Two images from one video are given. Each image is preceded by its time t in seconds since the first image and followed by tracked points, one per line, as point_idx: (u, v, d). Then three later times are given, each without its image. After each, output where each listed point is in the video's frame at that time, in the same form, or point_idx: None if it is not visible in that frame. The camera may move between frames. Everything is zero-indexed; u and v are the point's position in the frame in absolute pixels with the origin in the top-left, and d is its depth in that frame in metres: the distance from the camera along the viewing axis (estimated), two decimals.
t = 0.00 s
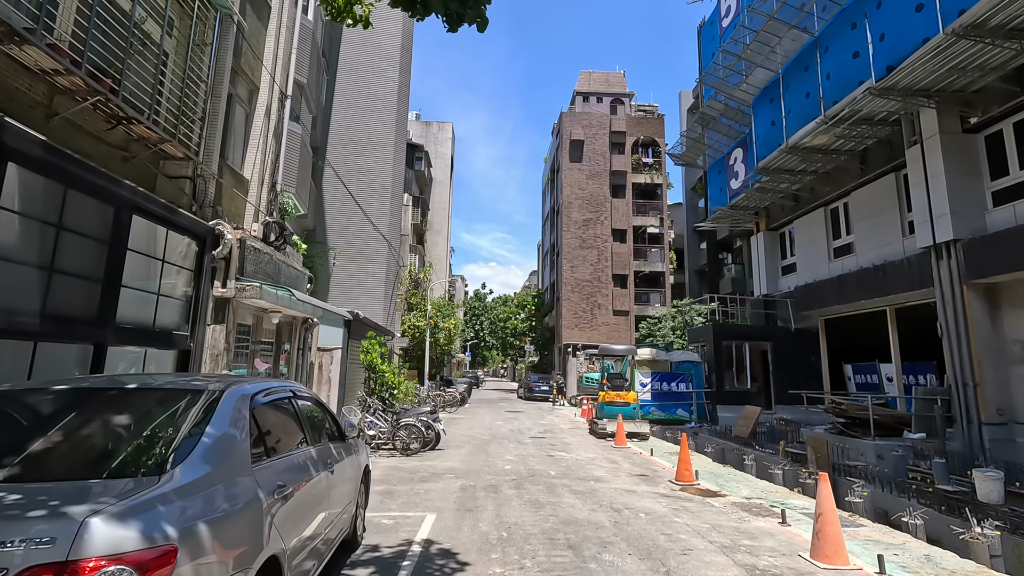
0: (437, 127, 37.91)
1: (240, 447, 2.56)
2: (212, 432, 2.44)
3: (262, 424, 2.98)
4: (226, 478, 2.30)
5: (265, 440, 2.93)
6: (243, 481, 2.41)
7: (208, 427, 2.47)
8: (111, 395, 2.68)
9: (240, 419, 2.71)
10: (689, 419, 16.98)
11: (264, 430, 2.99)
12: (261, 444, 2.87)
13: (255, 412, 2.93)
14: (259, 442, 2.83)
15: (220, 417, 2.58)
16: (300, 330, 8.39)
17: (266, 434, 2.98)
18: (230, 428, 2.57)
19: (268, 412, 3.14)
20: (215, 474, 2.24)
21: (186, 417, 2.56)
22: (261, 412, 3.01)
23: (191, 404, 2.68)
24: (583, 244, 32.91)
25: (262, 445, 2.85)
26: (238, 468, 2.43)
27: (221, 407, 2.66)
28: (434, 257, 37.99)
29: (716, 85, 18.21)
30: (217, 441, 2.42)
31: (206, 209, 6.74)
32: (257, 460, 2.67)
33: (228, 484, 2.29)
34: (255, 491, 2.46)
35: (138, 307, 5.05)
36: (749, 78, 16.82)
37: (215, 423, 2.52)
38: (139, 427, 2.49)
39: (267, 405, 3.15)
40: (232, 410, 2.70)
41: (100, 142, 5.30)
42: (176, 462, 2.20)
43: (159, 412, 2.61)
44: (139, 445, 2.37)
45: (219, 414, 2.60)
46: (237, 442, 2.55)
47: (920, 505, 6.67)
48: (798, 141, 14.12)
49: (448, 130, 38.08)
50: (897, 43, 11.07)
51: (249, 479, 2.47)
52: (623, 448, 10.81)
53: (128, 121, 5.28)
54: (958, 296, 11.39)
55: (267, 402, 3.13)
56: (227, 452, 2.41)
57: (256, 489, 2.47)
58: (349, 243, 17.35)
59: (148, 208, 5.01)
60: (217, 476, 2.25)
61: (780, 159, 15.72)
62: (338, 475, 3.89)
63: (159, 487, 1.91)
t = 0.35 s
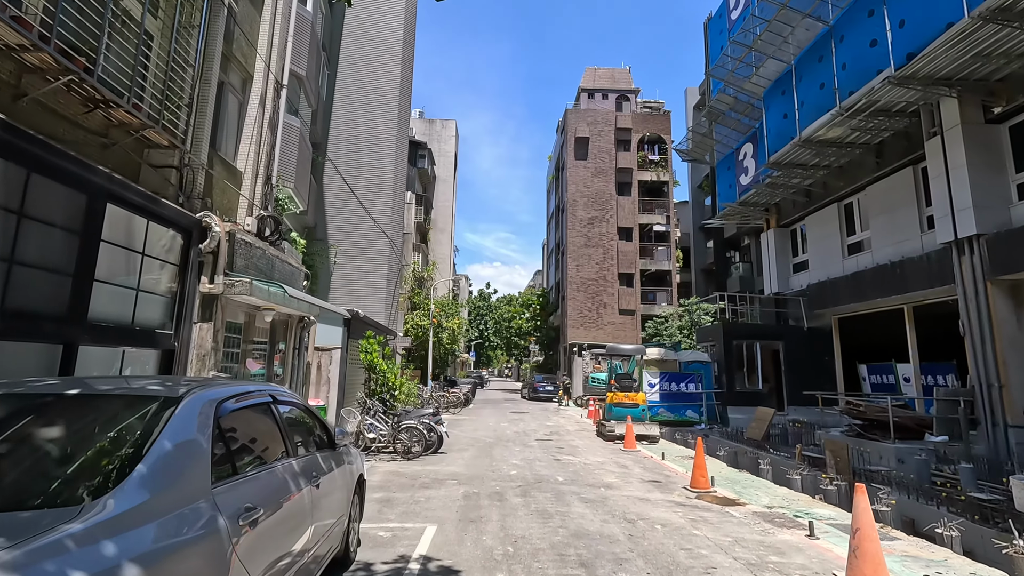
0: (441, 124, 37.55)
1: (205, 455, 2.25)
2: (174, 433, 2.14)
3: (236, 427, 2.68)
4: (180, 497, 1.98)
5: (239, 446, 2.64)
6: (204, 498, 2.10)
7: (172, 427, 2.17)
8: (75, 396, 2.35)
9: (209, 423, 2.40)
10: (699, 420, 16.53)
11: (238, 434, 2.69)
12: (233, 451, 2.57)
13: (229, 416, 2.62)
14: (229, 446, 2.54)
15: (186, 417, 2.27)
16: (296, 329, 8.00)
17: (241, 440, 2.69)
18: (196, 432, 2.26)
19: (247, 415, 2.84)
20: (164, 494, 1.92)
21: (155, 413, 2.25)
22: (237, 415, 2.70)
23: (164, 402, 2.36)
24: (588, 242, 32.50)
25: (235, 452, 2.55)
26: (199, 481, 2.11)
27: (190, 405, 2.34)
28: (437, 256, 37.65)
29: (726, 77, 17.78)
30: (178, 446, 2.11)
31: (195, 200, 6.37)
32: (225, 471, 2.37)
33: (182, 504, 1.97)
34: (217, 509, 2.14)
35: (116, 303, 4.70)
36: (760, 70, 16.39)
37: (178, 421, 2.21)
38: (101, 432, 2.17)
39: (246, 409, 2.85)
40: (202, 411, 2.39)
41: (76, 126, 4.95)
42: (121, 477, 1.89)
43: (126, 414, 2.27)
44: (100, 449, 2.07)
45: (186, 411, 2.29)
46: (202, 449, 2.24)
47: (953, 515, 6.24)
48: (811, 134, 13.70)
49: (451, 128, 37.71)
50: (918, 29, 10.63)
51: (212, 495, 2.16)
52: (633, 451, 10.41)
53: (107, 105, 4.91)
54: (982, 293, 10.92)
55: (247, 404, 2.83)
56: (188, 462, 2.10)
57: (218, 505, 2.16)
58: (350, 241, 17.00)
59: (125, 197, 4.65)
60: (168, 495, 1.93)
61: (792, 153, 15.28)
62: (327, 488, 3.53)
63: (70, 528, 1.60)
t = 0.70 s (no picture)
0: (447, 121, 37.25)
1: (160, 464, 1.97)
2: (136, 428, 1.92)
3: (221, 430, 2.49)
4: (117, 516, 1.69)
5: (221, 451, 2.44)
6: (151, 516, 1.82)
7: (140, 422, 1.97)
8: (32, 392, 2.06)
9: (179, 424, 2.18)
10: (711, 420, 16.11)
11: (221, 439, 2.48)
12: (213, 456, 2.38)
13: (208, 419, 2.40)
14: (211, 448, 2.38)
15: (146, 415, 2.01)
16: (293, 324, 7.64)
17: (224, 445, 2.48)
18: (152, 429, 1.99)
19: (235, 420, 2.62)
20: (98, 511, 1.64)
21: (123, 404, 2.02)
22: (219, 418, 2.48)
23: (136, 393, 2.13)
24: (596, 239, 32.06)
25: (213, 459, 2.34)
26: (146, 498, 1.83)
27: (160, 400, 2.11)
28: (444, 253, 37.34)
29: (739, 68, 17.31)
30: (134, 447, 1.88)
31: (184, 188, 6.03)
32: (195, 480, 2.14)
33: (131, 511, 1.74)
34: (179, 523, 1.91)
35: (94, 296, 4.39)
36: (774, 60, 15.91)
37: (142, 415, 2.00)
38: (70, 428, 1.89)
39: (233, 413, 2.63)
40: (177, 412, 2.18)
41: (51, 107, 4.62)
42: (46, 490, 1.62)
43: (90, 412, 1.97)
44: (57, 446, 1.80)
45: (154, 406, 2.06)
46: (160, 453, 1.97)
47: (994, 525, 5.79)
48: (828, 124, 13.25)
49: (457, 124, 37.38)
50: (942, 12, 10.15)
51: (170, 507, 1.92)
52: (645, 453, 10.01)
53: (85, 84, 4.58)
54: (1010, 288, 10.43)
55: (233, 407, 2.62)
56: (134, 470, 1.82)
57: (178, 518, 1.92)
58: (354, 237, 16.69)
59: (102, 180, 4.32)
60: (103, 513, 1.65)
61: (808, 145, 14.81)
62: (314, 499, 3.12)
63: None
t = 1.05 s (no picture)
0: (449, 122, 37.04)
1: (89, 483, 1.58)
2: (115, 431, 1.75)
3: (206, 436, 2.27)
4: (19, 554, 1.30)
5: (204, 460, 2.21)
6: (68, 556, 1.42)
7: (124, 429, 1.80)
8: None
9: (158, 432, 1.98)
10: (721, 424, 15.50)
11: (205, 446, 2.25)
12: (196, 466, 2.16)
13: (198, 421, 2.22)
14: (193, 457, 2.16)
15: (80, 420, 1.64)
16: (287, 324, 7.27)
17: (208, 453, 2.25)
18: (77, 440, 1.60)
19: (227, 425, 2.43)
20: None
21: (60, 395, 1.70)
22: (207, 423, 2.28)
23: (97, 384, 1.88)
24: (599, 241, 31.71)
25: (195, 469, 2.13)
26: (55, 532, 1.41)
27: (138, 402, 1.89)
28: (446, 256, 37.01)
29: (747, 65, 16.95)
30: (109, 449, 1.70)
31: (170, 178, 5.68)
32: (161, 494, 1.89)
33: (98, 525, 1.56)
34: (160, 545, 1.70)
35: (65, 290, 4.04)
36: (783, 57, 15.57)
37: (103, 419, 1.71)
38: (6, 429, 1.53)
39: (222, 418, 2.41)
40: (123, 411, 1.81)
41: (23, 86, 4.26)
42: None
43: (34, 409, 1.62)
44: None
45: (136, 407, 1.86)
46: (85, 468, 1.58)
47: None
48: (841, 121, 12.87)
49: (460, 126, 37.13)
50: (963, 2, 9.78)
51: (138, 525, 1.68)
52: (655, 459, 9.62)
53: (59, 60, 4.22)
54: None
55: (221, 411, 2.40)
56: (50, 493, 1.43)
57: (162, 539, 1.72)
58: (354, 237, 16.36)
59: (73, 164, 3.95)
60: None
61: (819, 142, 14.42)
62: (297, 520, 2.67)
63: None
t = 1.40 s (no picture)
0: (451, 125, 36.84)
1: None
2: (87, 454, 1.63)
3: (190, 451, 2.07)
4: None
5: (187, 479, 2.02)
6: None
7: (98, 450, 1.68)
8: None
9: (136, 450, 1.82)
10: (730, 433, 15.25)
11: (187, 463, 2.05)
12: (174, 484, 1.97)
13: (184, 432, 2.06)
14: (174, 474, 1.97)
15: None
16: (280, 329, 6.90)
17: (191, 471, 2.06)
18: None
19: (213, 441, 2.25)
20: None
21: (6, 404, 1.51)
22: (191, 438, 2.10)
23: (61, 393, 1.70)
24: (603, 245, 31.33)
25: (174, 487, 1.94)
26: None
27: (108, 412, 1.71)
28: (448, 260, 36.62)
29: (755, 63, 16.60)
30: (73, 472, 1.59)
31: (154, 172, 5.33)
32: (80, 538, 1.52)
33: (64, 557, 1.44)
34: None
35: (30, 288, 3.68)
36: (792, 56, 15.24)
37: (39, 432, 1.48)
38: None
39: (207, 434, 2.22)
40: (20, 440, 1.42)
41: None
42: None
43: None
44: None
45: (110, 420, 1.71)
46: None
47: None
48: (854, 119, 12.51)
49: (462, 129, 36.89)
50: None
51: (90, 566, 1.46)
52: (665, 470, 9.21)
53: (26, 41, 3.87)
54: None
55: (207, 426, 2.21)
56: None
57: (135, 574, 1.55)
58: (354, 240, 16.02)
59: (40, 152, 3.57)
60: None
61: (830, 142, 14.06)
62: (269, 557, 2.25)
63: None
